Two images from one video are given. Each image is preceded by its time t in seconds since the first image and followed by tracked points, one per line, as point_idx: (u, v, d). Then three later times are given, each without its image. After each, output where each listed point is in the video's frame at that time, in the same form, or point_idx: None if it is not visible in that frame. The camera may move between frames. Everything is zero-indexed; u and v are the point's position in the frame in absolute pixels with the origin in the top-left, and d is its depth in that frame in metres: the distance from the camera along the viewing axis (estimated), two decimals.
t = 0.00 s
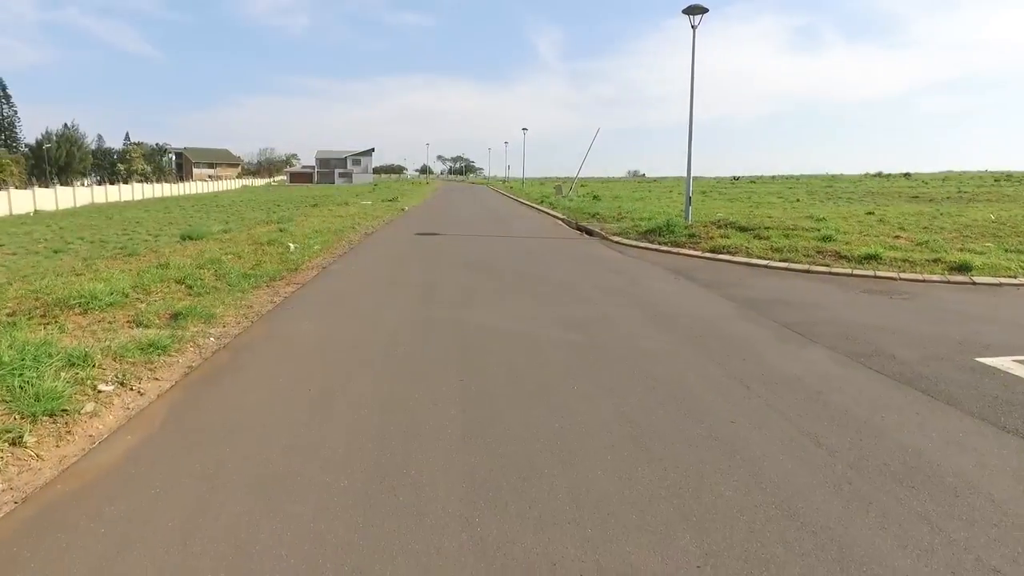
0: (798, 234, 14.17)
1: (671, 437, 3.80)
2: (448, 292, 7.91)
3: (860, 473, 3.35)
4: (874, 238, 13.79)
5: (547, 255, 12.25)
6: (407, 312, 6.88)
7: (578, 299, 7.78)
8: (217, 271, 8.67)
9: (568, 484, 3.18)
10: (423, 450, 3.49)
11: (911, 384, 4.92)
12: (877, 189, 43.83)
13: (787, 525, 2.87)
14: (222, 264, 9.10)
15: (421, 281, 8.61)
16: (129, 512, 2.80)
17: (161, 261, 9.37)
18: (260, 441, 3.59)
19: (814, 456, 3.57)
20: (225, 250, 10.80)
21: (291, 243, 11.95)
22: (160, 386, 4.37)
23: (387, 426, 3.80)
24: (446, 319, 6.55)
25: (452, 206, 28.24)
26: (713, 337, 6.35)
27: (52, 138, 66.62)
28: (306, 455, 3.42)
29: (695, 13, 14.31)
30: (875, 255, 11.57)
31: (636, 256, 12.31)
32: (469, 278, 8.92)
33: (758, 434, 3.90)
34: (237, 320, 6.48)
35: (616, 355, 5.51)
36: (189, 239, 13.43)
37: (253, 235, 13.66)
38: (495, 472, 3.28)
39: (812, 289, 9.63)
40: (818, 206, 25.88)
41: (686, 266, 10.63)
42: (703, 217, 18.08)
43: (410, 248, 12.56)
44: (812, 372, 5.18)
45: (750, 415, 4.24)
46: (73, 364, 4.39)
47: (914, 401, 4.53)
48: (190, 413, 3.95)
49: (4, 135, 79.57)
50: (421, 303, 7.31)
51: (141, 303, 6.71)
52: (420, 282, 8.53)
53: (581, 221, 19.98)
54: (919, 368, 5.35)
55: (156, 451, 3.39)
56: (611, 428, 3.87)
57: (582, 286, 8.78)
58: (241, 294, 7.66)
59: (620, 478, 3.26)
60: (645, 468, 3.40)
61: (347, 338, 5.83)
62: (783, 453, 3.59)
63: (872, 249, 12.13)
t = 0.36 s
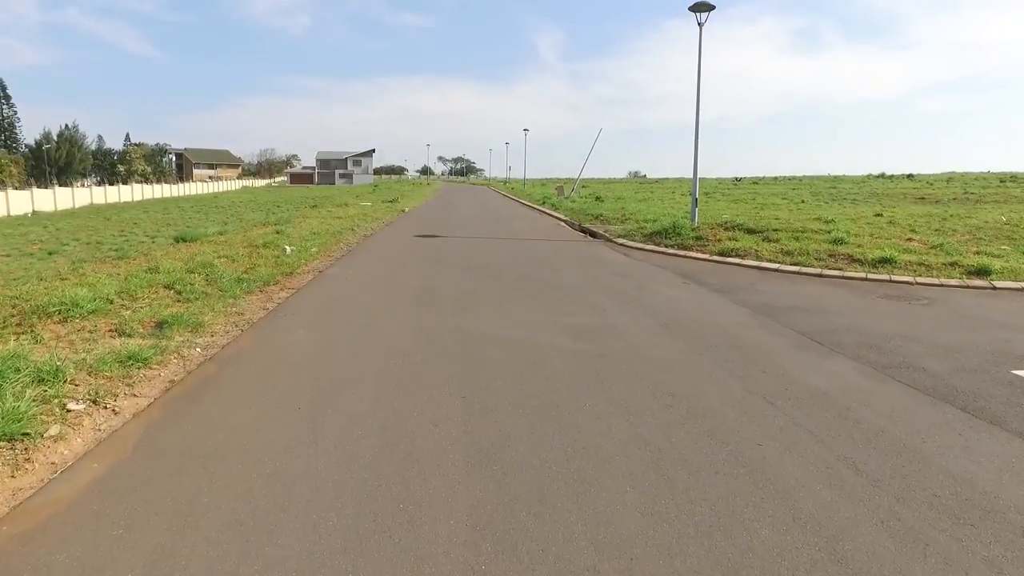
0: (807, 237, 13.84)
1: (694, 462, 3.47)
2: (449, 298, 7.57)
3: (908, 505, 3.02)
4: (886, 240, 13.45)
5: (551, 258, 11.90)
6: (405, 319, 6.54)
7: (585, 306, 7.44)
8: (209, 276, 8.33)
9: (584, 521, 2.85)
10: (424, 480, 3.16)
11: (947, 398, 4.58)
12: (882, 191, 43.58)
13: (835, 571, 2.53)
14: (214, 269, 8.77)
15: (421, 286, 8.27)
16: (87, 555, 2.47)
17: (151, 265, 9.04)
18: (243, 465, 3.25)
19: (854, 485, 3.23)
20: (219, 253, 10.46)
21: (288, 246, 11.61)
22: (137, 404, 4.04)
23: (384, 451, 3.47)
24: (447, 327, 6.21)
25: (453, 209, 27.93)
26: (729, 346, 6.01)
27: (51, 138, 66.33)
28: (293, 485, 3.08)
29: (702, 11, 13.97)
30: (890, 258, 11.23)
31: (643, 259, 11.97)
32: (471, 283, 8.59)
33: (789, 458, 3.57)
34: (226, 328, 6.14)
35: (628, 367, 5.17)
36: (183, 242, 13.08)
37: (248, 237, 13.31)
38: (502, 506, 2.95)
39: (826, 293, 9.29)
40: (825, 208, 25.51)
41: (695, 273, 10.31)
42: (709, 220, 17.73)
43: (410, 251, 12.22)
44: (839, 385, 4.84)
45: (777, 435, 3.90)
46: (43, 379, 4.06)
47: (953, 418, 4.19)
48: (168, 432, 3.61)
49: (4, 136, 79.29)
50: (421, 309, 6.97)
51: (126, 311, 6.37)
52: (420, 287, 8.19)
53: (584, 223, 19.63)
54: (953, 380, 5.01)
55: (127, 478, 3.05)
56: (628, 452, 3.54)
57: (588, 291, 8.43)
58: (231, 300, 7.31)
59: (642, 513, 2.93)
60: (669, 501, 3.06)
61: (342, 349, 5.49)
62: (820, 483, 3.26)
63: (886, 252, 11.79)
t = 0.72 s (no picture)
0: (820, 239, 13.42)
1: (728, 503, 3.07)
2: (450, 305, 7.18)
3: (981, 558, 2.60)
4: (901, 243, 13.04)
5: (556, 261, 11.50)
6: (403, 329, 6.15)
7: (594, 314, 7.04)
8: (199, 281, 7.94)
9: None
10: (421, 528, 2.75)
11: (997, 420, 4.17)
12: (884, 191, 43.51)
13: None
14: (204, 273, 8.36)
15: (422, 291, 7.87)
16: None
17: (139, 269, 8.64)
18: (215, 508, 2.85)
19: (914, 531, 2.83)
20: (211, 255, 10.08)
21: (284, 249, 11.21)
22: (103, 429, 3.63)
23: (376, 490, 3.06)
24: (449, 338, 5.82)
25: (456, 209, 27.55)
26: (750, 360, 5.62)
27: (52, 138, 66.04)
28: (270, 533, 2.68)
29: (711, 6, 13.56)
30: (908, 262, 10.82)
31: (651, 262, 11.57)
32: (473, 288, 8.19)
33: (834, 496, 3.16)
34: (212, 340, 5.74)
35: (645, 385, 4.76)
36: (176, 244, 12.69)
37: (244, 239, 12.94)
38: (511, 559, 2.55)
39: (845, 299, 8.87)
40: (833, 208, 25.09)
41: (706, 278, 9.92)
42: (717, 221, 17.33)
43: (410, 254, 11.83)
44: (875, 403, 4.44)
45: (816, 467, 3.49)
46: None
47: (1009, 444, 3.78)
48: (134, 464, 3.20)
49: (5, 136, 79.08)
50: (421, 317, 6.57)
51: (105, 320, 5.97)
52: (420, 293, 7.79)
53: (589, 224, 19.21)
54: (999, 398, 4.60)
55: (77, 526, 2.65)
56: (653, 491, 3.14)
57: (597, 297, 8.03)
58: (220, 307, 6.92)
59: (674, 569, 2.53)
60: (704, 552, 2.66)
61: (335, 363, 5.09)
62: (875, 528, 2.85)
63: (903, 255, 11.38)
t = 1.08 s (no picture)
0: (834, 240, 13.03)
1: (772, 549, 2.69)
2: (453, 312, 6.81)
3: None
4: (918, 245, 12.65)
5: (562, 264, 11.12)
6: (404, 339, 5.78)
7: (605, 322, 6.67)
8: (190, 286, 7.57)
9: None
10: None
11: None
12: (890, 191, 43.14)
13: None
14: (196, 278, 8.00)
15: (424, 298, 7.50)
16: None
17: (128, 273, 8.29)
18: (187, 556, 2.48)
19: None
20: (205, 259, 9.71)
21: (281, 252, 10.86)
22: (68, 456, 3.26)
23: (371, 533, 2.70)
24: (452, 350, 5.45)
25: (459, 210, 27.15)
26: (776, 373, 5.24)
27: (53, 139, 65.80)
28: None
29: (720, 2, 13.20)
30: (929, 264, 10.43)
31: (660, 266, 11.19)
32: (477, 294, 7.83)
33: (891, 538, 2.78)
34: (199, 351, 5.37)
35: (665, 403, 4.39)
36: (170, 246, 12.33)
37: (241, 241, 12.58)
38: None
39: (865, 305, 8.50)
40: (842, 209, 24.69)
41: (718, 283, 9.56)
42: (726, 223, 16.94)
43: (411, 257, 11.46)
44: (918, 423, 4.06)
45: (866, 500, 3.12)
46: None
47: None
48: (98, 501, 2.84)
49: (6, 137, 78.87)
50: (423, 327, 6.20)
51: (86, 329, 5.61)
52: (422, 300, 7.42)
53: (594, 225, 18.83)
54: None
55: None
56: (683, 534, 2.78)
57: (607, 304, 7.65)
58: (210, 315, 6.55)
59: None
60: None
61: (330, 379, 4.72)
62: None
63: (922, 258, 11.00)
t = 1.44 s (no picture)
0: (847, 243, 12.66)
1: None
2: (454, 321, 6.45)
3: None
4: (934, 248, 12.30)
5: (568, 268, 10.76)
6: (403, 351, 5.42)
7: (615, 332, 6.31)
8: (178, 292, 7.21)
9: None
10: None
11: None
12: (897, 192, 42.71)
13: None
14: (185, 283, 7.64)
15: (424, 305, 7.14)
16: None
17: (115, 278, 7.93)
18: None
19: None
20: (197, 262, 9.34)
21: (276, 255, 10.50)
22: (20, 491, 2.90)
23: None
24: (453, 363, 5.10)
25: (461, 211, 26.80)
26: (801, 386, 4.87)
27: (53, 140, 65.49)
28: None
29: None
30: (948, 268, 10.06)
31: (669, 271, 10.82)
32: (480, 300, 7.49)
33: None
34: (182, 363, 5.00)
35: (685, 424, 4.03)
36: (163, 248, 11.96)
37: (236, 244, 12.21)
38: None
39: (885, 311, 8.14)
40: (850, 210, 24.31)
41: (730, 288, 9.22)
42: (734, 224, 16.58)
43: (412, 261, 11.09)
44: (965, 448, 3.70)
45: (919, 540, 2.76)
46: None
47: None
48: (48, 548, 2.49)
49: (7, 137, 78.68)
50: (423, 337, 5.84)
51: (62, 340, 5.24)
52: (422, 307, 7.05)
53: (598, 227, 18.46)
54: None
55: None
56: None
57: (616, 312, 7.29)
58: (197, 324, 6.18)
59: None
60: None
61: (321, 396, 4.36)
62: None
63: (940, 261, 10.63)
